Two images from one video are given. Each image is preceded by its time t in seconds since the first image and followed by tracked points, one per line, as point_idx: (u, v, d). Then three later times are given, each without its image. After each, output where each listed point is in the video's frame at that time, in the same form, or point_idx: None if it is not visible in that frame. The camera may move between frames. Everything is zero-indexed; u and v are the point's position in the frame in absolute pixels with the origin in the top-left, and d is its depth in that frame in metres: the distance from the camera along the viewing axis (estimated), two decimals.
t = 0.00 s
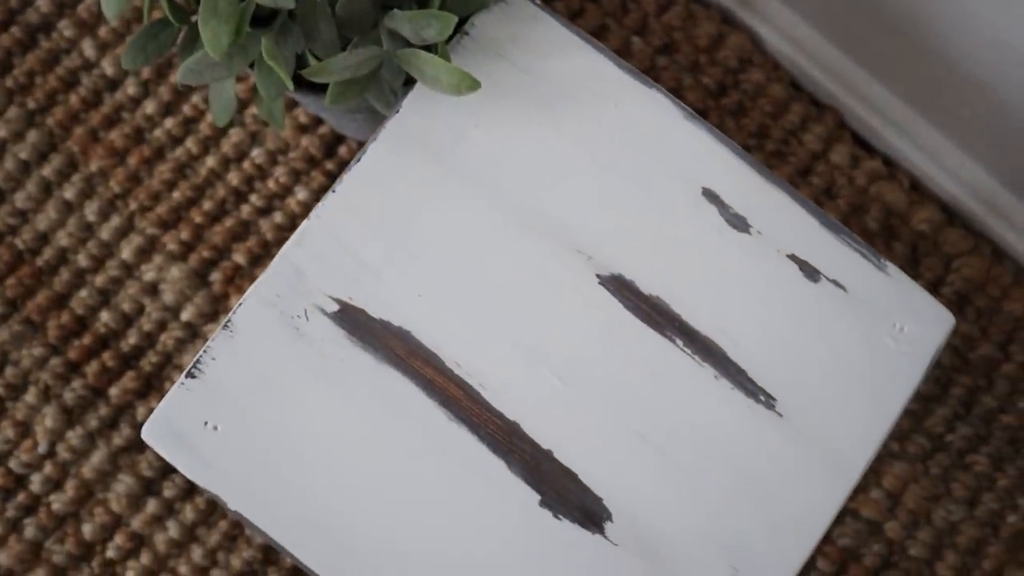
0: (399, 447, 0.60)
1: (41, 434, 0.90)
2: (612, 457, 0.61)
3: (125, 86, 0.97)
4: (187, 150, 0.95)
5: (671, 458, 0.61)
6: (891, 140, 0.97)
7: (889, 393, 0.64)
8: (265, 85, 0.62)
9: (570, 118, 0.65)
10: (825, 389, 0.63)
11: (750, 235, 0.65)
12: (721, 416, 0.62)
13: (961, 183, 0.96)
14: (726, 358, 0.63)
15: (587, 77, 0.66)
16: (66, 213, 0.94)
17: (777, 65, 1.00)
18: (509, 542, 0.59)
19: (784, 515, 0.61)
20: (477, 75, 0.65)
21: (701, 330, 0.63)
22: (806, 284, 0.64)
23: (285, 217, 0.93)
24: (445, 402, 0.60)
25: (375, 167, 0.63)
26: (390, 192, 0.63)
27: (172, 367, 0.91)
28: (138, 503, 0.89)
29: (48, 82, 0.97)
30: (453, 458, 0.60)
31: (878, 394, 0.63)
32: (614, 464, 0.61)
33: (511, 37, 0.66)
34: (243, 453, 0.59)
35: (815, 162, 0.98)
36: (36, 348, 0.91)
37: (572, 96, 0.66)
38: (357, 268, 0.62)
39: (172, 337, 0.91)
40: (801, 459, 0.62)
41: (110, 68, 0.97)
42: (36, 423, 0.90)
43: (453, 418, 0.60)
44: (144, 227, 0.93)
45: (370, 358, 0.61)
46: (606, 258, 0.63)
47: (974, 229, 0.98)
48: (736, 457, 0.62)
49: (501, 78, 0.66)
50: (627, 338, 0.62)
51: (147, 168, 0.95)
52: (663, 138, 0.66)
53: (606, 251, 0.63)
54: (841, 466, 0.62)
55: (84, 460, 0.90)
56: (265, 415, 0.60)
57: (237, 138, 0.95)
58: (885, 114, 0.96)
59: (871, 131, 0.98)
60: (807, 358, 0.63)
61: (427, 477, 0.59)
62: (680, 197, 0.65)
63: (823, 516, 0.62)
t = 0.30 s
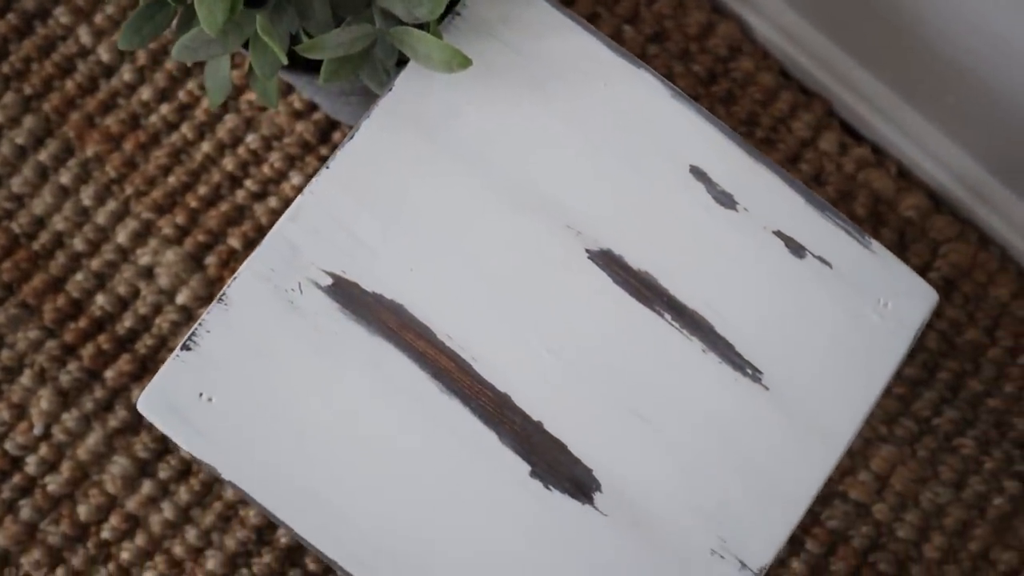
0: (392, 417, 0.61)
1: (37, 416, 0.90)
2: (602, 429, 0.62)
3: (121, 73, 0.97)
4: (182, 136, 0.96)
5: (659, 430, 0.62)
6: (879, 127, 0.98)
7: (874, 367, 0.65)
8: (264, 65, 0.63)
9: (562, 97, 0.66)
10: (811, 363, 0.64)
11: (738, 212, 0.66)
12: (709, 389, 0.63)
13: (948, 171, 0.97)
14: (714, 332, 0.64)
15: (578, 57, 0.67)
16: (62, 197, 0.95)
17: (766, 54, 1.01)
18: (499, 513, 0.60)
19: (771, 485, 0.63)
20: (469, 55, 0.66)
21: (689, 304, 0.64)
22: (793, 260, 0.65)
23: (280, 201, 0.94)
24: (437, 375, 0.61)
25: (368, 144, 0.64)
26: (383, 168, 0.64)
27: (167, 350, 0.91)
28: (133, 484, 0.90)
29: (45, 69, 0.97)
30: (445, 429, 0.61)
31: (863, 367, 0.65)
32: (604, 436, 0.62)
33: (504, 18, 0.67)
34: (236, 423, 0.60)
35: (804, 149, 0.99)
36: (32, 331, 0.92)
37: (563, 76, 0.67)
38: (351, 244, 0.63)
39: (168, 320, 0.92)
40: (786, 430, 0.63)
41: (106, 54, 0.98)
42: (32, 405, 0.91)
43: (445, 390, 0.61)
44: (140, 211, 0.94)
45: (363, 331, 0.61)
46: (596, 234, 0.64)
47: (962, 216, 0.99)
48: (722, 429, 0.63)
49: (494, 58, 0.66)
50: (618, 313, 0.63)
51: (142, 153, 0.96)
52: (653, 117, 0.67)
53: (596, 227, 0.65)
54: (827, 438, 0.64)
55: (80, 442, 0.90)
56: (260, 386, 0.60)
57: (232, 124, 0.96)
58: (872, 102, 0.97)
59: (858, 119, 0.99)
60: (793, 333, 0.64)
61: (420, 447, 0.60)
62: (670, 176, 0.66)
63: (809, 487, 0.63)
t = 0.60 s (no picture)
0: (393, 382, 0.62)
1: (43, 395, 0.92)
2: (600, 394, 0.63)
3: (126, 59, 0.99)
4: (186, 120, 0.97)
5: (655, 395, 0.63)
6: (873, 110, 1.00)
7: (867, 334, 0.66)
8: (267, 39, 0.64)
9: (561, 72, 0.68)
10: (805, 330, 0.65)
11: (733, 183, 0.67)
12: (705, 355, 0.64)
13: (942, 153, 0.99)
14: (709, 299, 0.65)
15: (578, 33, 0.68)
16: (68, 181, 0.96)
17: (762, 38, 1.03)
18: (499, 475, 0.61)
19: (766, 450, 0.64)
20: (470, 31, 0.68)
21: (685, 273, 0.65)
22: (786, 229, 0.67)
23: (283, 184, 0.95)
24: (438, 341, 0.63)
25: (370, 117, 0.65)
26: (385, 140, 0.65)
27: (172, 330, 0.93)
28: (138, 463, 0.91)
29: (51, 55, 0.99)
30: (446, 394, 0.62)
31: (857, 334, 0.66)
32: (601, 402, 0.63)
33: None
34: (240, 388, 0.61)
35: (800, 131, 1.01)
36: (38, 311, 0.93)
37: (563, 52, 0.68)
38: (353, 213, 0.64)
39: (173, 300, 0.93)
40: (781, 396, 0.64)
41: (112, 41, 0.99)
42: (38, 384, 0.92)
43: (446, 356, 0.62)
44: (145, 194, 0.95)
45: (365, 299, 0.63)
46: (593, 204, 0.66)
47: (956, 197, 1.01)
48: (718, 394, 0.64)
49: (495, 34, 0.68)
50: (615, 281, 0.65)
51: (147, 137, 0.97)
52: (650, 91, 0.68)
53: (593, 198, 0.66)
54: (821, 403, 0.65)
55: (86, 421, 0.92)
56: (263, 351, 0.62)
57: (236, 108, 0.97)
58: (867, 85, 0.99)
59: (854, 102, 1.01)
60: (787, 300, 0.66)
61: (421, 412, 0.62)
62: (667, 149, 0.67)
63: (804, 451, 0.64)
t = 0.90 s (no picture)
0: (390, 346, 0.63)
1: (47, 378, 0.93)
2: (595, 356, 0.64)
3: (126, 46, 1.00)
4: (186, 105, 0.99)
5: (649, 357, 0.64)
6: (866, 86, 1.01)
7: (858, 295, 0.67)
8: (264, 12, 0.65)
9: (553, 42, 0.69)
10: (797, 292, 0.66)
11: (724, 149, 0.68)
12: (698, 317, 0.65)
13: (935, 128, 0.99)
14: (702, 262, 0.66)
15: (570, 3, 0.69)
16: (70, 167, 0.97)
17: (753, 17, 1.04)
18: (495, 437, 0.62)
19: (760, 409, 0.64)
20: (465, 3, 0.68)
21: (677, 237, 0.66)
22: (777, 193, 0.67)
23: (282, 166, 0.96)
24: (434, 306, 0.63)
25: (365, 88, 0.66)
26: (380, 111, 0.66)
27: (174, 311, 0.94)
28: (142, 443, 0.92)
29: (52, 44, 1.00)
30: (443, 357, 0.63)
31: (848, 295, 0.66)
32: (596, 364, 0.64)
33: None
34: (240, 354, 0.62)
35: (793, 107, 1.01)
36: (42, 295, 0.94)
37: (555, 22, 0.69)
38: (349, 182, 0.65)
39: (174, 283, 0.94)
40: (774, 356, 0.65)
41: (111, 29, 1.00)
42: (43, 367, 0.93)
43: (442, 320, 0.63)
44: (146, 179, 0.97)
45: (361, 265, 0.64)
46: (587, 170, 0.67)
47: (950, 170, 1.01)
48: (711, 355, 0.65)
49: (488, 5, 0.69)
50: (608, 245, 0.66)
51: (147, 122, 0.98)
52: (641, 59, 0.69)
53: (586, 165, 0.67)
54: (814, 363, 0.65)
55: (90, 403, 0.93)
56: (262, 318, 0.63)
57: (234, 93, 0.99)
58: (860, 61, 1.00)
59: (847, 78, 1.02)
60: (779, 262, 0.66)
61: (419, 375, 0.62)
62: (658, 116, 0.68)
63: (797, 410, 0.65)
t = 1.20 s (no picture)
0: (387, 310, 0.64)
1: (49, 356, 0.94)
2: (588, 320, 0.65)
3: (125, 30, 1.01)
4: (184, 88, 1.00)
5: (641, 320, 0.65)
6: (855, 67, 1.02)
7: (845, 259, 0.68)
8: None
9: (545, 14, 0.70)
10: (786, 257, 0.68)
11: (713, 118, 0.69)
12: (689, 281, 0.66)
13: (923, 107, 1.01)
14: (692, 228, 0.67)
15: None
16: (71, 149, 0.99)
17: None
18: (490, 399, 0.64)
19: (750, 370, 0.66)
20: None
21: (668, 204, 0.67)
22: (766, 161, 0.69)
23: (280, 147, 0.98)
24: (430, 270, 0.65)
25: (361, 59, 0.68)
26: (376, 81, 0.67)
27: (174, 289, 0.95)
28: (143, 420, 0.93)
29: (52, 27, 1.01)
30: (439, 321, 0.64)
31: (836, 260, 0.68)
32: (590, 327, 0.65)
33: None
34: (240, 319, 0.64)
35: (784, 88, 1.03)
36: (44, 275, 0.95)
37: None
38: (346, 151, 0.66)
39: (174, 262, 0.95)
40: (763, 319, 0.66)
41: (111, 13, 1.02)
42: (45, 346, 0.94)
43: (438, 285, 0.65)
44: (146, 160, 0.98)
45: (358, 231, 0.65)
46: (579, 139, 0.68)
47: (939, 149, 1.03)
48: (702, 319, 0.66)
49: None
50: (600, 212, 0.67)
51: (146, 105, 0.99)
52: (631, 31, 0.70)
53: (579, 134, 0.68)
54: (802, 326, 0.67)
55: (92, 380, 0.94)
56: (262, 283, 0.64)
57: (233, 75, 1.00)
58: (847, 43, 1.01)
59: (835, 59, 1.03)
60: (768, 228, 0.68)
61: (415, 338, 0.64)
62: (649, 86, 0.69)
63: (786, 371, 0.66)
